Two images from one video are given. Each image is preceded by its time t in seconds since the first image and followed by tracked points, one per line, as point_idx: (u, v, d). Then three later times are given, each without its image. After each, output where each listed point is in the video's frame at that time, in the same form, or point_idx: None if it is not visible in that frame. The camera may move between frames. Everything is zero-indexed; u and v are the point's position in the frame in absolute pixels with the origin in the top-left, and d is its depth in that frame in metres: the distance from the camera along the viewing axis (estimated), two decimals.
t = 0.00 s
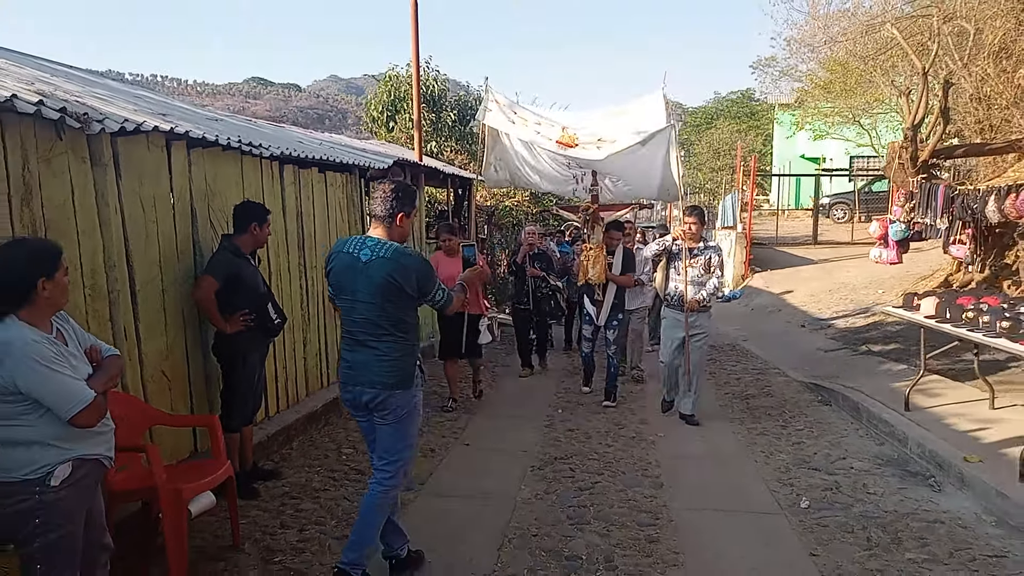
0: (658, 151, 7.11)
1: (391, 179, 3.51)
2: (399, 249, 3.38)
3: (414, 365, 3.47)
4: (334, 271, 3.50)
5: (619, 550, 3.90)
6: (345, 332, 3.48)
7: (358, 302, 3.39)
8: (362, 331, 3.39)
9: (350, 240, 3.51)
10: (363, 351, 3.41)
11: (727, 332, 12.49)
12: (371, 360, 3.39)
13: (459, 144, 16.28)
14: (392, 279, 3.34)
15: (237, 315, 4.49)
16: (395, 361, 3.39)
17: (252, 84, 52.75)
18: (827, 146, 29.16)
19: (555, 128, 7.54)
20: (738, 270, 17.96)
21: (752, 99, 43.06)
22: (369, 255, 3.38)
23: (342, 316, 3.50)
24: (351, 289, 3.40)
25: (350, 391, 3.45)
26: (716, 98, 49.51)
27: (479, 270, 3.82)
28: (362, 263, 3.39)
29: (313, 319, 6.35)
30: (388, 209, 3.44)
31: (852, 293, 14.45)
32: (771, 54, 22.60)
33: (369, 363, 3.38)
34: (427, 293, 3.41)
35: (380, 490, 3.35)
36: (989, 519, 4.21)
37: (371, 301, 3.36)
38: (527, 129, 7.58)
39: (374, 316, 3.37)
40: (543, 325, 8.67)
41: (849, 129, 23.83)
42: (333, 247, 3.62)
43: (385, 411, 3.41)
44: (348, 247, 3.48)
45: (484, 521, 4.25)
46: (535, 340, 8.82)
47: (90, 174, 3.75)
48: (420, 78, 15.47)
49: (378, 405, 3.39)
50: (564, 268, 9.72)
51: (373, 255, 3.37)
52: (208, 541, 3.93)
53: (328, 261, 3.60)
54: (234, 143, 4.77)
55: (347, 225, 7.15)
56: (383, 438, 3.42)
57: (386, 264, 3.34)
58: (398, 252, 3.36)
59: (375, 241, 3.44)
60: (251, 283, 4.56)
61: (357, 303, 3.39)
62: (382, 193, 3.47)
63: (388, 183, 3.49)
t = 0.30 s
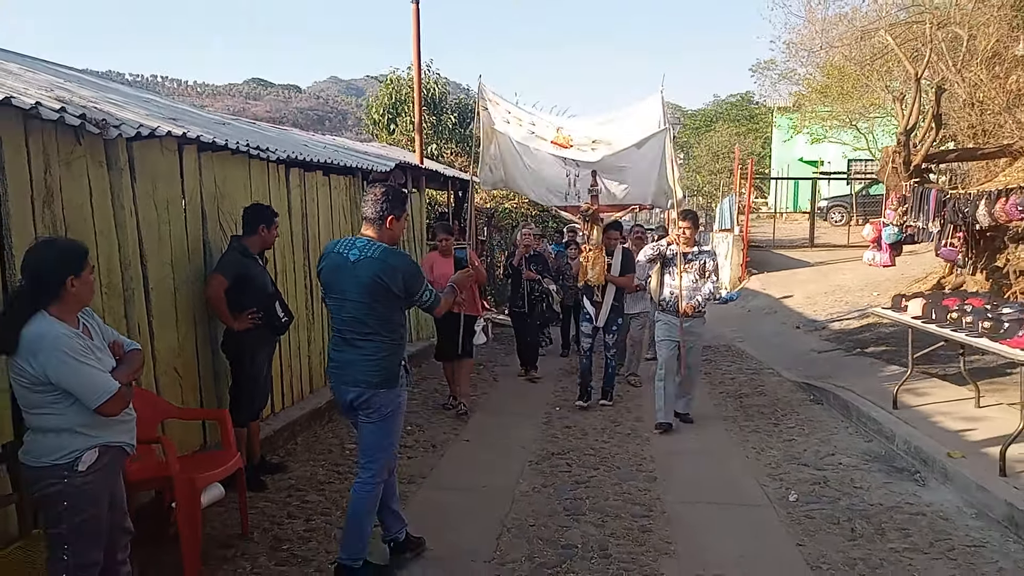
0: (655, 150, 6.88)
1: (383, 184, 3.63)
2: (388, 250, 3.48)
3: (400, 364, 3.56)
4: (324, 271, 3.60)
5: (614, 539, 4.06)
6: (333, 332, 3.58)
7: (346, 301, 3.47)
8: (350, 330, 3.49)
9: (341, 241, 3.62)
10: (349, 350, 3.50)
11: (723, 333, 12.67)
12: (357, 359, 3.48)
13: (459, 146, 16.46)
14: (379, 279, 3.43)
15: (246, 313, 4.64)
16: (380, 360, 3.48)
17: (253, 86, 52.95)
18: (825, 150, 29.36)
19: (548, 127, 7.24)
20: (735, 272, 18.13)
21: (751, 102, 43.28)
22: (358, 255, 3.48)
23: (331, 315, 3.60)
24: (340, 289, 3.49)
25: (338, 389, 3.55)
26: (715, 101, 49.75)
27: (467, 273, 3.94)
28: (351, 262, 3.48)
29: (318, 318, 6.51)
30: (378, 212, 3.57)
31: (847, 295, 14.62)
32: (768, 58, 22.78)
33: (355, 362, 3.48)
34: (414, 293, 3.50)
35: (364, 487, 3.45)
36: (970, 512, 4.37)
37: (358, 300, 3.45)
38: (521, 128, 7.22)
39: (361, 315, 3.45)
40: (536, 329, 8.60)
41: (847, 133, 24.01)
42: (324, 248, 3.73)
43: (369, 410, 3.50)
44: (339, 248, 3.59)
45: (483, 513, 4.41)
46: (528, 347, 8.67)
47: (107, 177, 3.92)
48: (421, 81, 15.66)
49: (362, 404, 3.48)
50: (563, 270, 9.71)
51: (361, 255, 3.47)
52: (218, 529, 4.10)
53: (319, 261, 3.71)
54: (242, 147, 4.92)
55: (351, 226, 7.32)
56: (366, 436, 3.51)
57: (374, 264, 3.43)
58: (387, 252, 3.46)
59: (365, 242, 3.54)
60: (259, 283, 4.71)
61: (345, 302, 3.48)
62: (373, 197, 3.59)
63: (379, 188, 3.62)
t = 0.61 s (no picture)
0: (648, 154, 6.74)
1: (372, 187, 3.72)
2: (378, 252, 3.59)
3: (395, 362, 3.68)
4: (319, 272, 3.72)
5: (611, 530, 4.22)
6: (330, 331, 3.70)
7: (340, 301, 3.60)
8: (345, 330, 3.61)
9: (334, 244, 3.74)
10: (345, 349, 3.62)
11: (720, 334, 12.83)
12: (353, 358, 3.60)
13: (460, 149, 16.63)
14: (370, 280, 3.54)
15: (256, 312, 4.80)
16: (374, 359, 3.59)
17: (253, 87, 53.18)
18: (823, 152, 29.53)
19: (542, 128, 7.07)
20: (732, 274, 18.28)
21: (750, 104, 43.48)
22: (350, 257, 3.61)
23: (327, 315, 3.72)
24: (334, 289, 3.62)
25: (334, 387, 3.67)
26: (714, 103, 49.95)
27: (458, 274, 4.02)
28: (343, 264, 3.61)
29: (323, 318, 6.68)
30: (368, 215, 3.66)
31: (843, 297, 14.78)
32: (766, 61, 22.96)
33: (351, 360, 3.60)
34: (404, 293, 3.58)
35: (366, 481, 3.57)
36: (954, 505, 4.53)
37: (351, 300, 3.58)
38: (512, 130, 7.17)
39: (355, 315, 3.58)
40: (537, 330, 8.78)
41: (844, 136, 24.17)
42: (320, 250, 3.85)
43: (367, 407, 3.61)
44: (333, 249, 3.71)
45: (484, 506, 4.57)
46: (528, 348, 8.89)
47: (124, 182, 4.08)
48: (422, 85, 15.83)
49: (360, 401, 3.60)
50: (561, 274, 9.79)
51: (353, 257, 3.60)
52: (230, 521, 4.26)
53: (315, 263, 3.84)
54: (251, 152, 5.08)
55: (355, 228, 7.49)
56: (366, 432, 3.62)
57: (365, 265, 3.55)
58: (378, 254, 3.57)
59: (356, 244, 3.65)
60: (268, 283, 4.87)
61: (340, 302, 3.60)
62: (363, 199, 3.68)
63: (369, 190, 3.71)
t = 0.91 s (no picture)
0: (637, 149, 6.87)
1: (359, 192, 3.86)
2: (362, 252, 3.72)
3: (387, 357, 3.81)
4: (311, 274, 3.87)
5: (604, 520, 4.38)
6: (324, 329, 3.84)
7: (331, 301, 3.75)
8: (337, 327, 3.76)
9: (324, 247, 3.88)
10: (338, 346, 3.76)
11: (716, 333, 12.99)
12: (346, 353, 3.74)
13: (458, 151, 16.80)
14: (357, 280, 3.67)
15: (259, 312, 4.94)
16: (365, 355, 3.73)
17: (252, 90, 53.34)
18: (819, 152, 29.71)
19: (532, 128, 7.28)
20: (728, 274, 18.44)
21: (748, 104, 43.66)
22: (338, 257, 3.75)
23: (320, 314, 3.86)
24: (324, 289, 3.78)
25: (329, 382, 3.82)
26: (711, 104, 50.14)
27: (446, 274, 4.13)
28: (332, 265, 3.75)
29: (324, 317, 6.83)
30: (354, 218, 3.81)
31: (838, 296, 14.94)
32: (762, 62, 23.12)
33: (343, 356, 3.74)
34: (390, 292, 3.69)
35: (367, 473, 3.72)
36: (937, 495, 4.69)
37: (341, 299, 3.72)
38: (501, 128, 7.35)
39: (346, 314, 3.72)
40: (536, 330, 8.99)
41: (839, 136, 24.33)
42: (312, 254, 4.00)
43: (361, 401, 3.76)
44: (323, 251, 3.86)
45: (482, 498, 4.72)
46: (524, 342, 9.12)
47: (134, 186, 4.24)
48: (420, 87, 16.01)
49: (355, 396, 3.74)
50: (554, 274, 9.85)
51: (340, 257, 3.73)
52: (236, 513, 4.41)
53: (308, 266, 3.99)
54: (254, 156, 5.23)
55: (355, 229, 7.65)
56: (362, 425, 3.77)
57: (351, 266, 3.68)
58: (363, 254, 3.70)
59: (344, 246, 3.79)
60: (271, 284, 5.01)
61: (330, 301, 3.75)
62: (351, 203, 3.83)
63: (356, 196, 3.84)
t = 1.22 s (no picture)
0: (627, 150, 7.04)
1: (346, 193, 4.03)
2: (347, 251, 3.88)
3: (372, 351, 3.99)
4: (302, 273, 4.06)
5: (593, 509, 4.55)
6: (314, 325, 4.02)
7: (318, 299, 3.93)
8: (325, 323, 3.93)
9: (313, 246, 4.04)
10: (325, 341, 3.94)
11: (709, 333, 13.18)
12: (333, 348, 3.91)
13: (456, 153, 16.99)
14: (342, 277, 3.85)
15: (261, 310, 5.11)
16: (351, 348, 3.90)
17: (251, 92, 53.52)
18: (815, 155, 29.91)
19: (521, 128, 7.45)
20: (723, 275, 18.63)
21: (745, 107, 43.87)
22: (325, 255, 3.92)
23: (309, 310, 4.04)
24: (313, 287, 3.97)
25: (318, 376, 3.99)
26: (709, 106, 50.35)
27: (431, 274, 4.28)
28: (320, 263, 3.93)
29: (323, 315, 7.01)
30: (342, 217, 3.98)
31: (831, 297, 15.13)
32: (757, 65, 23.34)
33: (330, 350, 3.91)
34: (373, 290, 3.84)
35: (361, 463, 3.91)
36: (915, 486, 4.86)
37: (327, 296, 3.90)
38: (491, 128, 7.49)
39: (333, 310, 3.90)
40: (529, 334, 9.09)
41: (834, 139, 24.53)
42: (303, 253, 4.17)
43: (350, 394, 3.94)
44: (311, 250, 4.03)
45: (476, 489, 4.89)
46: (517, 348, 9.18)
47: (141, 189, 4.41)
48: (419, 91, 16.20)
49: (342, 389, 3.92)
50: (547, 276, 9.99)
51: (327, 255, 3.91)
52: (239, 503, 4.58)
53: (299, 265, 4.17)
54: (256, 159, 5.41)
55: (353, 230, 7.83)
56: (353, 417, 3.96)
57: (336, 264, 3.85)
58: (347, 253, 3.86)
59: (332, 245, 3.96)
60: (273, 282, 5.18)
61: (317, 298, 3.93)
62: (339, 203, 3.99)
63: (344, 197, 4.01)
